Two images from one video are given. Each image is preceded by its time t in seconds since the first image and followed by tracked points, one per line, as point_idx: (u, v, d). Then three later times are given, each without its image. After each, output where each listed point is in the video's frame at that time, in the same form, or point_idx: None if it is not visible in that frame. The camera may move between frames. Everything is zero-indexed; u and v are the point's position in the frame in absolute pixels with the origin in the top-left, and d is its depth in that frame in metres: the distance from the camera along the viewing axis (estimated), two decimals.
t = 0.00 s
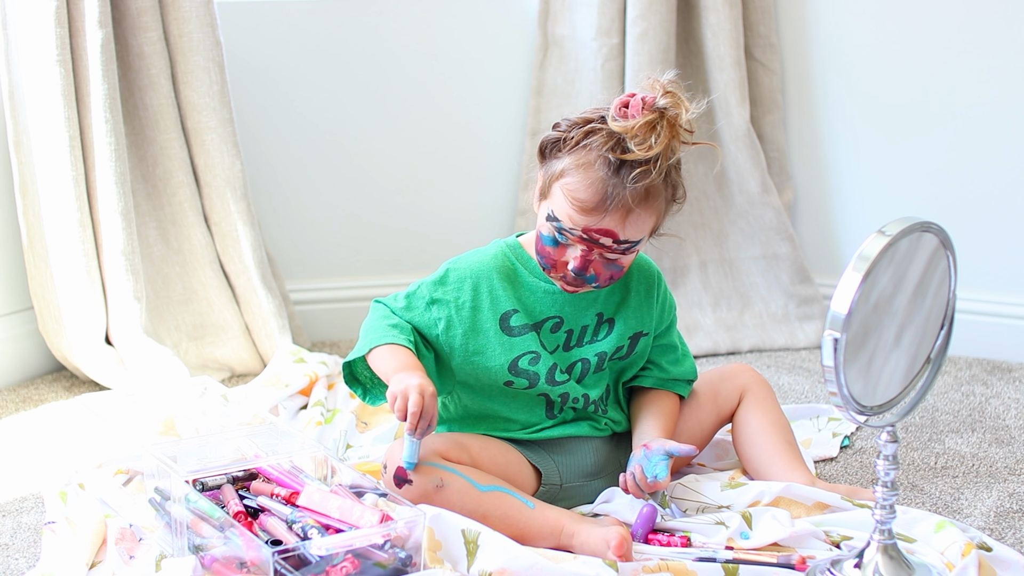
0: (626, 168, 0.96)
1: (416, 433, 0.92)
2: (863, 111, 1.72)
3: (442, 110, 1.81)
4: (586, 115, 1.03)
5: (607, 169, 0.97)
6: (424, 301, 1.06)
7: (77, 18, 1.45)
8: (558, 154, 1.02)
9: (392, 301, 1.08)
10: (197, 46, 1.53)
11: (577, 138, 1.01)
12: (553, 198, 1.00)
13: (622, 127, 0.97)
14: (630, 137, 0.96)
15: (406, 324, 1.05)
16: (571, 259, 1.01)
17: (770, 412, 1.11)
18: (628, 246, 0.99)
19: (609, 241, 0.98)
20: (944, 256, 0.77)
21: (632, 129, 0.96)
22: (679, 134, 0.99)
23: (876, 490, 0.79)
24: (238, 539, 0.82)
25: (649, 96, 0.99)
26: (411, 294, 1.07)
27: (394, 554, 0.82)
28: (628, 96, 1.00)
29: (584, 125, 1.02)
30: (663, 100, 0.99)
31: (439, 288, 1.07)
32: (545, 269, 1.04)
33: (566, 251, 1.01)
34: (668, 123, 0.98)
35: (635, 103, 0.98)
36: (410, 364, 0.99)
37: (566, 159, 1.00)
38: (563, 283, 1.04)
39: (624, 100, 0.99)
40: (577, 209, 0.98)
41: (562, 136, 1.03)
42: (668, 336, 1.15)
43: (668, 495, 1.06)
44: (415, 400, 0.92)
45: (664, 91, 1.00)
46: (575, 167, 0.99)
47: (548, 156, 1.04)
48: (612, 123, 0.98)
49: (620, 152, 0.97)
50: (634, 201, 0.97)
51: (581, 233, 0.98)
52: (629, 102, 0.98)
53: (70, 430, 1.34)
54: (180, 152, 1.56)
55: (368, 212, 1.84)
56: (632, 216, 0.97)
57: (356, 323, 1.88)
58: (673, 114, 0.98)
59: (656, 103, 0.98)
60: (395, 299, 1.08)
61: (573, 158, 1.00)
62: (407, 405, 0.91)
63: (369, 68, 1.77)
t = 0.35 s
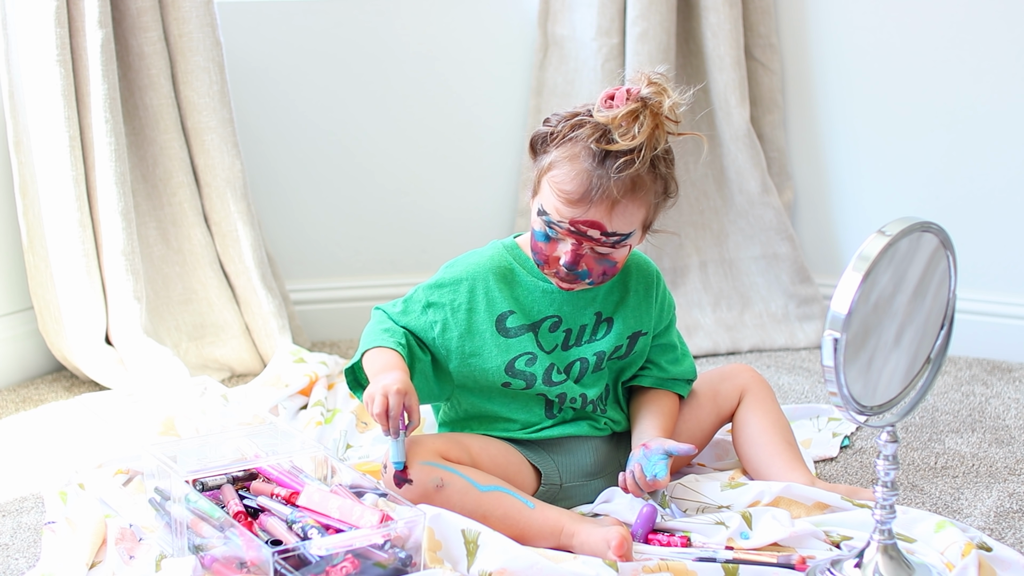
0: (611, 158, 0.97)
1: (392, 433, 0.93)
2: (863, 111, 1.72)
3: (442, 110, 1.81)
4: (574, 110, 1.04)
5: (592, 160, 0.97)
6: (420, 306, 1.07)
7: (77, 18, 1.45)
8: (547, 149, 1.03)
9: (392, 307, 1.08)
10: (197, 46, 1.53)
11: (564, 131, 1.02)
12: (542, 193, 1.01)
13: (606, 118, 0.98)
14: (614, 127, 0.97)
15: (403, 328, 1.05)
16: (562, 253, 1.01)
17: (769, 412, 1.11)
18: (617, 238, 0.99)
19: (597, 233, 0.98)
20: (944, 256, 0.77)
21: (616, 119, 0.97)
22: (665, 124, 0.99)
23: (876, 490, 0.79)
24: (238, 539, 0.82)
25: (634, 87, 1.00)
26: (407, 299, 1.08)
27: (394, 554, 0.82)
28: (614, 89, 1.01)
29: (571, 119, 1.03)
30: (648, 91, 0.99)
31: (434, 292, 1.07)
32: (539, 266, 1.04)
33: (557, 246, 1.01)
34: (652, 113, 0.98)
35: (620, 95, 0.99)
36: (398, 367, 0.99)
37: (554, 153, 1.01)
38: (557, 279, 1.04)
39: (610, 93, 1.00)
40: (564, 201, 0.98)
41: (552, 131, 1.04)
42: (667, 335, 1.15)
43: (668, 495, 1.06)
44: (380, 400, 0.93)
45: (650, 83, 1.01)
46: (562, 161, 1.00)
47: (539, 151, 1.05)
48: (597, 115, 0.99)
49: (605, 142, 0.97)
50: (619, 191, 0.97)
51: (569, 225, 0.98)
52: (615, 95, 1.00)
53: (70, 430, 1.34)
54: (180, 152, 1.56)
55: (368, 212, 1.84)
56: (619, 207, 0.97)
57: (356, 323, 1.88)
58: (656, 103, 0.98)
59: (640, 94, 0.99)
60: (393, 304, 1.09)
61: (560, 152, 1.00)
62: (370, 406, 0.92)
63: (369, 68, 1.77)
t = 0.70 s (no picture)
0: (595, 153, 0.97)
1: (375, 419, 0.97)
2: (863, 112, 1.72)
3: (441, 110, 1.81)
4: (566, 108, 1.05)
5: (576, 155, 0.98)
6: (418, 305, 1.08)
7: (77, 18, 1.45)
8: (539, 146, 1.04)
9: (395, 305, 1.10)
10: (197, 46, 1.53)
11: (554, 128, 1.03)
12: (531, 190, 1.02)
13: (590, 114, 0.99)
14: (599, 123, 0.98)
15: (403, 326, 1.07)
16: (552, 250, 1.01)
17: (769, 412, 1.11)
18: (604, 234, 0.99)
19: (582, 228, 0.98)
20: (944, 256, 0.77)
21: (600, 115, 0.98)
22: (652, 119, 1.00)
23: (875, 490, 0.79)
24: (238, 539, 0.82)
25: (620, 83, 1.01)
26: (406, 299, 1.10)
27: (394, 554, 0.82)
28: (602, 87, 1.02)
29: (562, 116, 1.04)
30: (634, 87, 1.00)
31: (432, 291, 1.09)
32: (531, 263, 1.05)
33: (547, 243, 1.01)
34: (637, 108, 0.99)
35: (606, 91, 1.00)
36: (385, 356, 1.02)
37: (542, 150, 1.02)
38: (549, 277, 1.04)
39: (597, 90, 1.01)
40: (549, 197, 0.99)
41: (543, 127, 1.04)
42: (667, 336, 1.15)
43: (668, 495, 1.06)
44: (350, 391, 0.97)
45: (637, 80, 1.01)
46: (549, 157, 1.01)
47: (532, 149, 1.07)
48: (583, 111, 1.00)
49: (589, 138, 0.98)
50: (604, 186, 0.97)
51: (554, 221, 0.99)
52: (602, 91, 1.01)
53: (70, 430, 1.34)
54: (180, 152, 1.56)
55: (368, 212, 1.84)
56: (603, 202, 0.98)
57: (356, 323, 1.89)
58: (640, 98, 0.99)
59: (627, 90, 1.00)
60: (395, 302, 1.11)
61: (548, 147, 1.01)
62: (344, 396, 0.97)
63: (369, 69, 1.77)
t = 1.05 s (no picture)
0: (573, 145, 0.98)
1: (394, 381, 1.02)
2: (863, 112, 1.72)
3: (441, 110, 1.81)
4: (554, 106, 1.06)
5: (554, 148, 0.98)
6: (418, 305, 1.11)
7: (77, 18, 1.45)
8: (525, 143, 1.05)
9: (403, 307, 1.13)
10: (197, 46, 1.53)
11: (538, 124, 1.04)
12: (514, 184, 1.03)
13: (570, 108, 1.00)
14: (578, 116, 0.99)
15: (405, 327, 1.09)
16: (536, 245, 1.01)
17: (769, 413, 1.11)
18: (583, 226, 0.99)
19: (562, 221, 0.98)
20: (944, 256, 0.77)
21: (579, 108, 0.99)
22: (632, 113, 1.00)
23: (875, 490, 0.79)
24: (238, 539, 0.82)
25: (601, 80, 1.02)
26: (409, 299, 1.12)
27: (394, 554, 0.82)
28: (585, 83, 1.03)
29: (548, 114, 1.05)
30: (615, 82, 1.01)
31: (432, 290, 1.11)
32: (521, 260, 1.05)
33: (531, 238, 1.02)
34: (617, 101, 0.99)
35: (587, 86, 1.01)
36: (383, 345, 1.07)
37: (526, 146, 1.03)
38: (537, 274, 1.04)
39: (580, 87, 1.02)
40: (529, 190, 0.99)
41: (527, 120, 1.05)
42: (663, 337, 1.13)
43: (668, 495, 1.07)
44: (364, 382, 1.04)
45: (619, 75, 1.02)
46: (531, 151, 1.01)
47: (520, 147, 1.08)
48: (564, 106, 1.01)
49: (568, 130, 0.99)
50: (582, 178, 0.97)
51: (534, 214, 0.99)
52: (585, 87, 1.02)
53: (70, 430, 1.34)
54: (180, 152, 1.56)
55: (368, 212, 1.84)
56: (582, 194, 0.98)
57: (356, 323, 1.89)
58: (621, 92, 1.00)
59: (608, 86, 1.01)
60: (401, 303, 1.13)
61: (529, 142, 1.01)
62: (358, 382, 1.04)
63: (369, 69, 1.77)
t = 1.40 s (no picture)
0: (556, 137, 0.97)
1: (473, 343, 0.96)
2: (863, 112, 1.72)
3: (441, 110, 1.81)
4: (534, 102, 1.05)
5: (538, 142, 0.98)
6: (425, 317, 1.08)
7: (77, 18, 1.45)
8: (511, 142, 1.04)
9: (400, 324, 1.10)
10: (197, 47, 1.53)
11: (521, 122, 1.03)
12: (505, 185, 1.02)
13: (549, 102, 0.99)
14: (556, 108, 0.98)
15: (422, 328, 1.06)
16: (533, 244, 1.01)
17: (770, 414, 1.10)
18: (579, 216, 0.99)
19: (557, 215, 0.98)
20: (944, 256, 0.77)
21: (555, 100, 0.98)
22: (607, 96, 1.00)
23: (875, 490, 0.79)
24: (238, 539, 0.82)
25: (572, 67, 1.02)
26: (412, 315, 1.10)
27: (394, 554, 0.82)
28: (559, 74, 1.02)
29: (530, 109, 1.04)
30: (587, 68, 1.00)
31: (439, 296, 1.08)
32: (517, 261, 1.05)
33: (527, 237, 1.01)
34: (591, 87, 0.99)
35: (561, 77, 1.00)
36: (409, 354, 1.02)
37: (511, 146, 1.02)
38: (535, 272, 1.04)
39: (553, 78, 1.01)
40: (520, 188, 0.99)
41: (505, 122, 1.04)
42: (660, 327, 1.13)
43: (668, 495, 1.07)
44: (446, 361, 0.96)
45: (589, 62, 1.02)
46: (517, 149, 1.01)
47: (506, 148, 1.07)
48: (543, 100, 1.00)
49: (550, 124, 0.99)
50: (570, 169, 0.97)
51: (529, 212, 0.99)
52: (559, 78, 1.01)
53: (70, 430, 1.34)
54: (180, 152, 1.56)
55: (368, 212, 1.84)
56: (572, 185, 0.97)
57: (356, 323, 1.89)
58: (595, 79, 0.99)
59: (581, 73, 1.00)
60: (400, 320, 1.11)
61: (510, 141, 1.01)
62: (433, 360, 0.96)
63: (369, 69, 1.77)
